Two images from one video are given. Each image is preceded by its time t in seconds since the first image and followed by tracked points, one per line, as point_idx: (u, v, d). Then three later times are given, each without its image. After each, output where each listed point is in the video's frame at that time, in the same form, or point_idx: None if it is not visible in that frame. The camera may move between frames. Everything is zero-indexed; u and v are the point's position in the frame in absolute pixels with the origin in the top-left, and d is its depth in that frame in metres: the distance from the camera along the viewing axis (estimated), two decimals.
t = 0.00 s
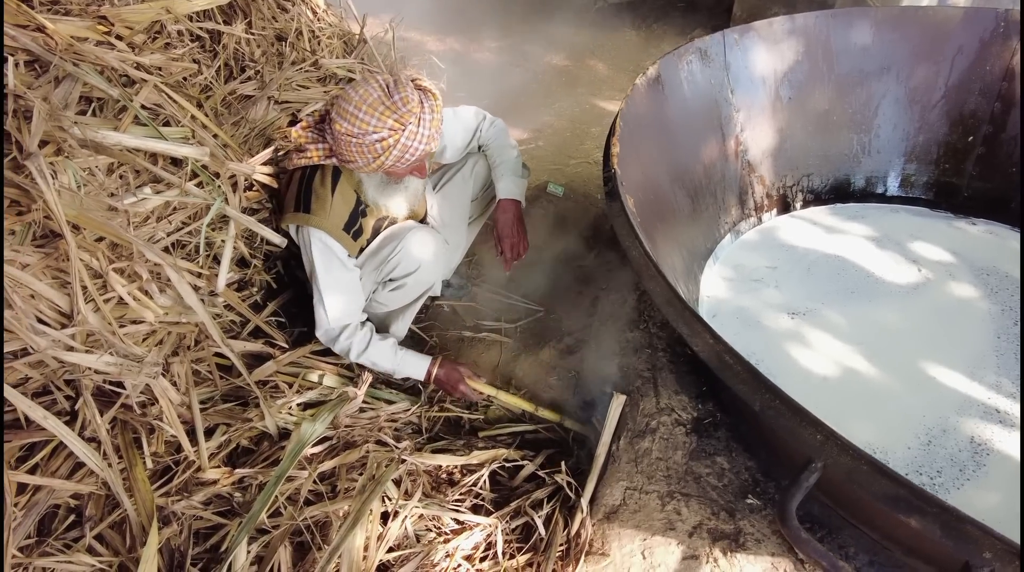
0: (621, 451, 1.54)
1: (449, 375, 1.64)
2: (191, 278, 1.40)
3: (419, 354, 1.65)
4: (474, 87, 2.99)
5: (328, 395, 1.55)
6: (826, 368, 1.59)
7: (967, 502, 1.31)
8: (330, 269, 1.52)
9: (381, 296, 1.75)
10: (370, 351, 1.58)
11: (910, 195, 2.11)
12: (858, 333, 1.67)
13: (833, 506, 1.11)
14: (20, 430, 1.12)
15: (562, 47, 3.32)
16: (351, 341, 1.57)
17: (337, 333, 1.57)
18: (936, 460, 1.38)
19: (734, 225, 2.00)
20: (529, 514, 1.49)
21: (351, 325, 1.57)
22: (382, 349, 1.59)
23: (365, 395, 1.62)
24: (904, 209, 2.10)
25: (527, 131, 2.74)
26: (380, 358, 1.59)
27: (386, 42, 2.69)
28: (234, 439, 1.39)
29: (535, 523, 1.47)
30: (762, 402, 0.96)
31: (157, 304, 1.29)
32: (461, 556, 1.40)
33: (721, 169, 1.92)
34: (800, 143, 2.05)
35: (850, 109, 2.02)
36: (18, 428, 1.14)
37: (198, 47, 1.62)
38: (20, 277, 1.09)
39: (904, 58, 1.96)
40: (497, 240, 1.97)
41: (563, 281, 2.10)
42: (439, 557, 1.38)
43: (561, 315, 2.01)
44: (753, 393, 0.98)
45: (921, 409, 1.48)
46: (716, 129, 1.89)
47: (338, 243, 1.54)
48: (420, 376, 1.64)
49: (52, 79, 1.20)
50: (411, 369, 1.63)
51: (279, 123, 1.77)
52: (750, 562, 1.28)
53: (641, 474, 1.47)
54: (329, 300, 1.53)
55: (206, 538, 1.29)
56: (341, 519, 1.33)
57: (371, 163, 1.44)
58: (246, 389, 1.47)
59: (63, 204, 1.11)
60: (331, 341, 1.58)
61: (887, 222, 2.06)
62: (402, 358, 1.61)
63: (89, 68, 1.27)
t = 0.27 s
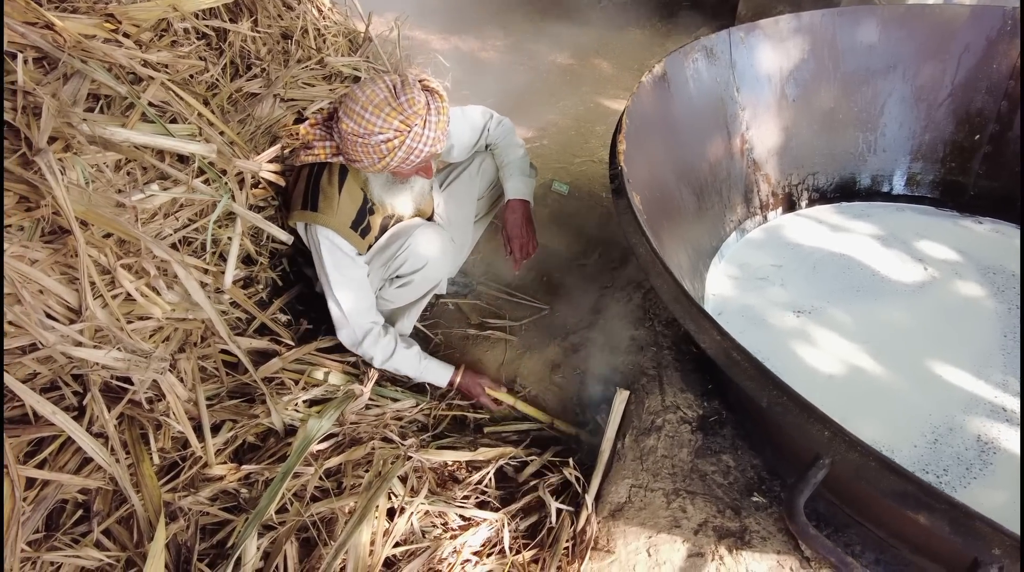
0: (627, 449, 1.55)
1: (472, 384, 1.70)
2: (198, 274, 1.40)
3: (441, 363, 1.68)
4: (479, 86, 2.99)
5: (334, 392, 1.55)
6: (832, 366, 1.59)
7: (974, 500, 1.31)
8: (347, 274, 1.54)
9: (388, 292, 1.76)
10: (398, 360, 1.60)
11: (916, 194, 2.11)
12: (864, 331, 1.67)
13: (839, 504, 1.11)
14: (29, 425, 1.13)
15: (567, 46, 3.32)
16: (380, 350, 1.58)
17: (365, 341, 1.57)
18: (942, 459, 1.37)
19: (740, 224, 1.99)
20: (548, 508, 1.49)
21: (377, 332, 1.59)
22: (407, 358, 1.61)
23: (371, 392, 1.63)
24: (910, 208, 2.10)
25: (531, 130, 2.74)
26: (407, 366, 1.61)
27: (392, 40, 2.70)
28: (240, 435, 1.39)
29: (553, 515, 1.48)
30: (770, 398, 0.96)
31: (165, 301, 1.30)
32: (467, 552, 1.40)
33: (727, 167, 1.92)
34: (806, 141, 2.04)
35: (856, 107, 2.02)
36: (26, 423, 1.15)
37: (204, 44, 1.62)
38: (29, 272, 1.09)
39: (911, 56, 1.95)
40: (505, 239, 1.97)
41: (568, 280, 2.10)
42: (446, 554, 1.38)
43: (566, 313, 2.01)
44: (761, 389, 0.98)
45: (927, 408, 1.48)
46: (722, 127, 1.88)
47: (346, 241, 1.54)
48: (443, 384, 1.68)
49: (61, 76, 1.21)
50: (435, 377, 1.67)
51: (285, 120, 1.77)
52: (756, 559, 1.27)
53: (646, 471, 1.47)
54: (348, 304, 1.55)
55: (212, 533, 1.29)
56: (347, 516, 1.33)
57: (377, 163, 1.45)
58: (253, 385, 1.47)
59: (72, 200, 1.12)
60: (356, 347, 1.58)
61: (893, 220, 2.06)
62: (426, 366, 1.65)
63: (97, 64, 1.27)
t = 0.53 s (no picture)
0: (633, 447, 1.55)
1: (508, 389, 1.68)
2: (206, 270, 1.41)
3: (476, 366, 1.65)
4: (484, 84, 2.99)
5: (340, 389, 1.56)
6: (838, 364, 1.58)
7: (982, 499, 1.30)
8: (363, 271, 1.55)
9: (396, 288, 1.78)
10: (430, 360, 1.57)
11: (923, 192, 2.10)
12: (871, 329, 1.66)
13: (845, 502, 1.11)
14: (38, 420, 1.14)
15: (572, 45, 3.32)
16: (411, 351, 1.57)
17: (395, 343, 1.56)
18: (949, 457, 1.37)
19: (746, 222, 1.99)
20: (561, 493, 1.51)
21: (409, 334, 1.57)
22: (442, 359, 1.58)
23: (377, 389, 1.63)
24: (917, 207, 2.09)
25: (536, 128, 2.74)
26: (439, 366, 1.59)
27: (397, 38, 2.70)
28: (247, 431, 1.39)
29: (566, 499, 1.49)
30: (778, 395, 0.96)
31: (172, 297, 1.30)
32: (473, 549, 1.40)
33: (732, 165, 1.92)
34: (812, 139, 2.04)
35: (863, 105, 2.01)
36: (35, 418, 1.15)
37: (211, 42, 1.63)
38: (39, 268, 1.10)
39: (918, 54, 1.94)
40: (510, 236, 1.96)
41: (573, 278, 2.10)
42: (455, 548, 1.40)
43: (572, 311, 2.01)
44: (769, 386, 0.97)
45: (934, 406, 1.47)
46: (728, 125, 1.88)
47: (354, 238, 1.53)
48: (479, 389, 1.66)
49: (70, 72, 1.21)
50: (471, 380, 1.64)
51: (291, 118, 1.77)
52: (762, 557, 1.27)
53: (652, 469, 1.48)
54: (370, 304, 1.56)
55: (219, 529, 1.29)
56: (354, 512, 1.34)
57: (377, 161, 1.45)
58: (259, 382, 1.47)
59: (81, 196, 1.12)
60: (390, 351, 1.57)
61: (899, 219, 2.05)
62: (460, 367, 1.61)
63: (105, 61, 1.27)
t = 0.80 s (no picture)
0: (637, 445, 1.55)
1: (545, 397, 1.68)
2: (212, 267, 1.41)
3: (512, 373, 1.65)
4: (489, 82, 3.00)
5: (345, 386, 1.56)
6: (843, 364, 1.58)
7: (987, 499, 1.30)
8: (386, 272, 1.56)
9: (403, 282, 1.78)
10: (468, 362, 1.58)
11: (930, 192, 2.09)
12: (876, 329, 1.66)
13: (850, 501, 1.11)
14: (45, 415, 1.14)
15: (577, 43, 3.31)
16: (448, 353, 1.58)
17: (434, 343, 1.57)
18: (955, 458, 1.36)
19: (751, 221, 1.99)
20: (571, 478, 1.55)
21: (449, 336, 1.58)
22: (478, 361, 1.59)
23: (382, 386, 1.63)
24: (923, 206, 2.08)
25: (542, 126, 2.73)
26: (477, 369, 1.59)
27: (402, 36, 2.70)
28: (252, 428, 1.39)
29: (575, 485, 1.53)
30: (784, 394, 0.96)
31: (179, 293, 1.31)
32: (479, 545, 1.41)
33: (738, 164, 1.91)
34: (818, 138, 2.03)
35: (869, 104, 2.01)
36: (43, 413, 1.16)
37: (217, 39, 1.63)
38: (47, 264, 1.10)
39: (925, 53, 1.94)
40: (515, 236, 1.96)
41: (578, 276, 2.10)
42: (462, 540, 1.41)
43: (577, 310, 2.01)
44: (775, 385, 0.97)
45: (940, 406, 1.47)
46: (734, 123, 1.88)
47: (371, 240, 1.53)
48: (515, 397, 1.66)
49: (78, 69, 1.22)
50: (508, 387, 1.63)
51: (297, 116, 1.78)
52: (766, 556, 1.27)
53: (656, 468, 1.47)
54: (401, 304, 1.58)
55: (224, 524, 1.30)
56: (358, 509, 1.34)
57: (377, 164, 1.46)
58: (265, 378, 1.48)
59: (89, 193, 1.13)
60: (429, 351, 1.59)
61: (906, 218, 2.04)
62: (495, 372, 1.61)
63: (113, 58, 1.28)
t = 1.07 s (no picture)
0: (640, 444, 1.55)
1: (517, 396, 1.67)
2: (216, 264, 1.42)
3: (481, 374, 1.63)
4: (493, 81, 3.00)
5: (347, 384, 1.57)
6: (847, 364, 1.58)
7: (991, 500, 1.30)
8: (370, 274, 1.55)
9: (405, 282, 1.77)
10: (432, 368, 1.57)
11: (934, 192, 2.09)
12: (880, 329, 1.66)
13: (853, 501, 1.11)
14: (50, 411, 1.15)
15: (581, 42, 3.31)
16: (412, 355, 1.57)
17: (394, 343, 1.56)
18: (959, 458, 1.36)
19: (755, 220, 1.98)
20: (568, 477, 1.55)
21: (410, 339, 1.58)
22: (444, 366, 1.58)
23: (385, 384, 1.64)
24: (928, 206, 2.08)
25: (545, 125, 2.73)
26: (439, 374, 1.58)
27: (406, 35, 2.71)
28: (256, 425, 1.39)
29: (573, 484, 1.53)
30: (788, 393, 0.96)
31: (183, 290, 1.31)
32: (482, 545, 1.41)
33: (742, 163, 1.91)
34: (822, 138, 2.03)
35: (874, 104, 2.00)
36: (47, 409, 1.16)
37: (222, 38, 1.63)
38: (52, 260, 1.11)
39: (930, 52, 1.93)
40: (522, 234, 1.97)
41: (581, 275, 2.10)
42: (465, 543, 1.41)
43: (579, 309, 2.01)
44: (779, 384, 0.97)
45: (944, 406, 1.46)
46: (738, 123, 1.88)
47: (370, 239, 1.55)
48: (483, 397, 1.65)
49: (84, 66, 1.22)
50: (475, 389, 1.62)
51: (301, 114, 1.78)
52: (769, 556, 1.27)
53: (659, 467, 1.48)
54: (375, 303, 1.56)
55: (228, 521, 1.30)
56: (361, 507, 1.33)
57: (378, 163, 1.47)
58: (269, 375, 1.48)
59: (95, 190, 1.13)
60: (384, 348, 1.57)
61: (910, 218, 2.04)
62: (463, 379, 1.61)
63: (118, 56, 1.28)
